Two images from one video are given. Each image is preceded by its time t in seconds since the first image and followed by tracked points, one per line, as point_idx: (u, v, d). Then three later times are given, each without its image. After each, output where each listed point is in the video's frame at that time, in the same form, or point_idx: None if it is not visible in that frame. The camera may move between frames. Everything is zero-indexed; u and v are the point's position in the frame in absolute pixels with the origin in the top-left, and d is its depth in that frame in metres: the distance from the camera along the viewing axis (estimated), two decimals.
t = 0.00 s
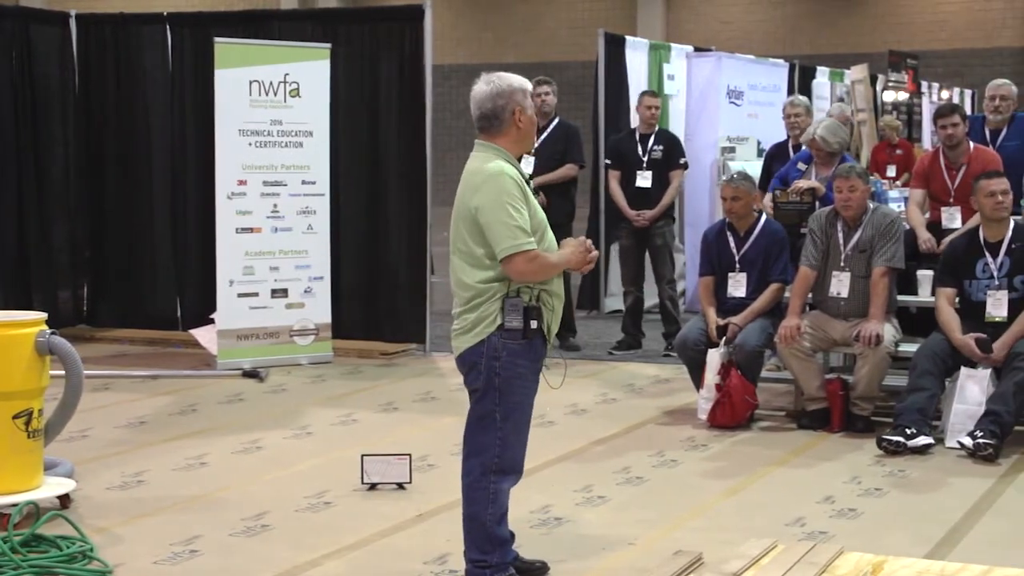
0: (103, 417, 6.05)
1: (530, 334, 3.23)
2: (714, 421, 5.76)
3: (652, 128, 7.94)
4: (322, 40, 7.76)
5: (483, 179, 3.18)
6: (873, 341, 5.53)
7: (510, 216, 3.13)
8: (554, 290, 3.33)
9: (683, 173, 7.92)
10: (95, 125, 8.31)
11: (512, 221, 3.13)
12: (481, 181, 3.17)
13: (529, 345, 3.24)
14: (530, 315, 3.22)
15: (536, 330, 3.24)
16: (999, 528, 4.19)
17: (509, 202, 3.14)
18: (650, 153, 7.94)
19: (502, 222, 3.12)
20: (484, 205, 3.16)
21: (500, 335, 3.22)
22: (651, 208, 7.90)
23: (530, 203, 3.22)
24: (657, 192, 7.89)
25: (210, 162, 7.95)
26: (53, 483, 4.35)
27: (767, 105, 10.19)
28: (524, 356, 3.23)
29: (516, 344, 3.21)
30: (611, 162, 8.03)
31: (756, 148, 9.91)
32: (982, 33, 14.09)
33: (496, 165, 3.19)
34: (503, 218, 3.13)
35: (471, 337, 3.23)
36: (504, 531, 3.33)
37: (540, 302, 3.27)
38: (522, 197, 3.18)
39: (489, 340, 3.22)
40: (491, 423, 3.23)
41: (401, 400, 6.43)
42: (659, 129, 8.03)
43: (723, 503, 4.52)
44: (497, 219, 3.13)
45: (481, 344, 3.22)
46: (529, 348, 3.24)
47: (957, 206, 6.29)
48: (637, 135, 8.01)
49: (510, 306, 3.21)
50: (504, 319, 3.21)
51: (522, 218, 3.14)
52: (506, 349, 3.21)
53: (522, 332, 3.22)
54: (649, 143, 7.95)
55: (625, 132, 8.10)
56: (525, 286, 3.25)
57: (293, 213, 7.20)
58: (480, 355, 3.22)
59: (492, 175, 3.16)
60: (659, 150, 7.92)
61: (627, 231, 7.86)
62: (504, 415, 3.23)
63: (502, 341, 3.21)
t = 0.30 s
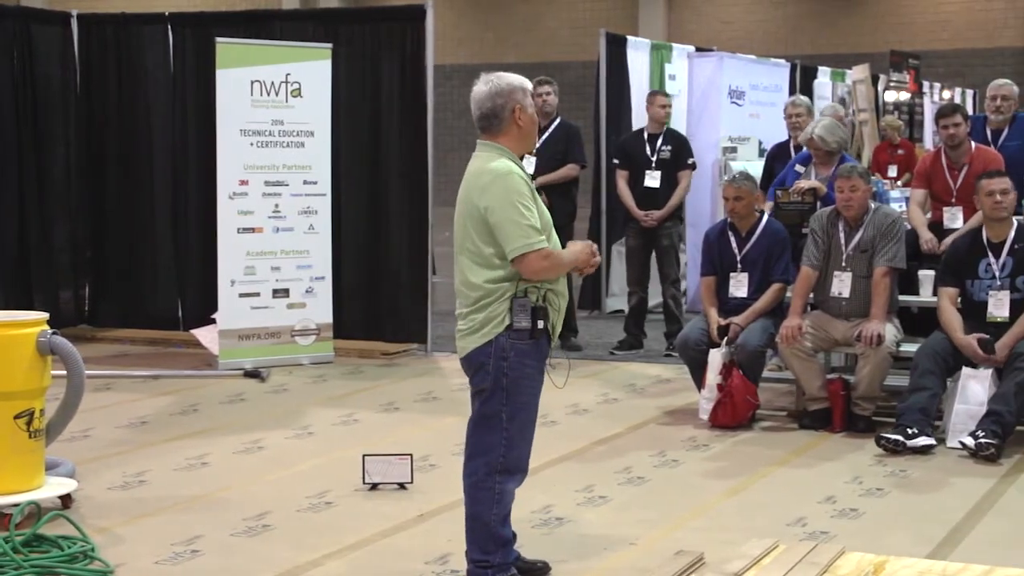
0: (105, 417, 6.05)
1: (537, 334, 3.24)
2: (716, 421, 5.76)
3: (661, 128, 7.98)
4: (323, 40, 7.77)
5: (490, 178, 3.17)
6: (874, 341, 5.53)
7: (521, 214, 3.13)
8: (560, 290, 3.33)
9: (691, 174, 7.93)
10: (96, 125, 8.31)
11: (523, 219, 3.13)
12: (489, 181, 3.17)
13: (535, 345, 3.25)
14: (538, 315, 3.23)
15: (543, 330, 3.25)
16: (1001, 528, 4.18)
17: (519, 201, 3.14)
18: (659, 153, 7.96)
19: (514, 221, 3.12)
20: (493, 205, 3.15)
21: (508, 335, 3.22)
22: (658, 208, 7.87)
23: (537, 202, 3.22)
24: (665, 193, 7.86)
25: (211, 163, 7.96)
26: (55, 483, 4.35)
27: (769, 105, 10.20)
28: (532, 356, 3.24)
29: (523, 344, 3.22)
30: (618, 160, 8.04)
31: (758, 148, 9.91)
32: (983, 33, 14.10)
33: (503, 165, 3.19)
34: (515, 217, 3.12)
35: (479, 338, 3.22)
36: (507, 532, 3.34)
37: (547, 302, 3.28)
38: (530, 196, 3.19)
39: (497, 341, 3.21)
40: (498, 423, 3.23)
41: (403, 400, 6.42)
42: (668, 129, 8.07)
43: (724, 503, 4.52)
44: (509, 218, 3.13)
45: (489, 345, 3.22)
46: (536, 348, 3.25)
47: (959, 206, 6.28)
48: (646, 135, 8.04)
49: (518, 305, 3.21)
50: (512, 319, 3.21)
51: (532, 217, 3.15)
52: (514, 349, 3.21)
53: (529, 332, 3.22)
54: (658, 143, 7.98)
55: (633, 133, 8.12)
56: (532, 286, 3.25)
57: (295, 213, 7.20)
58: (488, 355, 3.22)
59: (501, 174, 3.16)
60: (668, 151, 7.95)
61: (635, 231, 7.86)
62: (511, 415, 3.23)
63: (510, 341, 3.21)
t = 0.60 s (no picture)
0: (106, 417, 6.05)
1: (541, 332, 3.25)
2: (717, 421, 5.76)
3: (669, 128, 7.94)
4: (324, 40, 7.76)
5: (490, 175, 3.17)
6: (875, 341, 5.54)
7: (519, 210, 3.12)
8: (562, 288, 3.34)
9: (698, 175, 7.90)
10: (98, 125, 8.31)
11: (521, 215, 3.12)
12: (488, 178, 3.17)
13: (540, 344, 3.25)
14: (542, 313, 3.23)
15: (547, 328, 3.25)
16: (1002, 528, 4.18)
17: (518, 197, 3.14)
18: (667, 153, 7.92)
19: (512, 216, 3.11)
20: (492, 201, 3.16)
21: (513, 334, 3.22)
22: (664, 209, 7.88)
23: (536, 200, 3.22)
24: (671, 193, 7.87)
25: (213, 163, 7.96)
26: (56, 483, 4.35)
27: (771, 105, 10.21)
28: (537, 355, 3.24)
29: (528, 343, 3.22)
30: (624, 159, 8.02)
31: (759, 148, 9.91)
32: (985, 33, 14.11)
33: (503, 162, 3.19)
34: (513, 212, 3.12)
35: (485, 337, 3.22)
36: (512, 532, 3.34)
37: (549, 300, 3.28)
38: (529, 194, 3.18)
39: (501, 340, 3.21)
40: (505, 422, 3.23)
41: (404, 400, 6.42)
42: (675, 130, 8.02)
43: (725, 503, 4.51)
44: (507, 213, 3.12)
45: (494, 344, 3.22)
46: (540, 347, 3.25)
47: (960, 206, 6.28)
48: (653, 135, 7.99)
49: (522, 304, 3.21)
50: (517, 318, 3.21)
51: (531, 213, 3.14)
52: (519, 348, 3.21)
53: (534, 331, 3.23)
54: (666, 143, 7.93)
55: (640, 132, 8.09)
56: (536, 284, 3.26)
57: (296, 213, 7.20)
58: (494, 354, 3.21)
59: (500, 171, 3.16)
60: (675, 151, 7.90)
61: (640, 231, 7.88)
62: (518, 415, 3.23)
63: (515, 340, 3.21)
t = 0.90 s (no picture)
0: (107, 417, 6.05)
1: (528, 328, 3.24)
2: (718, 421, 5.76)
3: (672, 128, 7.95)
4: (325, 40, 7.76)
5: (479, 170, 3.21)
6: (876, 341, 5.54)
7: (501, 206, 3.14)
8: (551, 290, 3.32)
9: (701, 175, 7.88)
10: (99, 125, 8.31)
11: (502, 211, 3.13)
12: (476, 173, 3.20)
13: (528, 340, 3.24)
14: (528, 309, 3.22)
15: (534, 325, 3.24)
16: (1003, 528, 4.18)
17: (501, 193, 3.15)
18: (670, 152, 7.93)
19: (492, 212, 3.13)
20: (477, 196, 3.18)
21: (499, 329, 3.22)
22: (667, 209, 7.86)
23: (524, 198, 3.21)
24: (674, 193, 7.86)
25: (213, 162, 7.97)
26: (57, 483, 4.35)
27: (772, 105, 10.21)
28: (525, 350, 3.23)
29: (515, 338, 3.22)
30: (629, 160, 8.02)
31: (759, 147, 9.90)
32: (985, 33, 14.13)
33: (495, 159, 3.21)
34: (493, 208, 3.14)
35: (470, 332, 3.25)
36: (514, 529, 3.33)
37: (535, 297, 3.27)
38: (516, 191, 3.18)
39: (487, 336, 3.22)
40: (498, 419, 3.22)
41: (405, 400, 6.42)
42: (680, 130, 8.03)
43: (726, 503, 4.51)
44: (488, 208, 3.15)
45: (480, 340, 3.23)
46: (529, 343, 3.24)
47: (961, 206, 6.28)
48: (656, 135, 8.00)
49: (505, 300, 3.21)
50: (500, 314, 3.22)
51: (513, 210, 3.15)
52: (505, 344, 3.21)
53: (519, 327, 3.22)
54: (669, 143, 7.95)
55: (642, 133, 8.09)
56: (520, 281, 3.25)
57: (297, 213, 7.20)
58: (483, 351, 3.22)
59: (488, 166, 3.19)
60: (678, 151, 7.91)
61: (642, 231, 7.88)
62: (509, 410, 3.22)
63: (501, 335, 3.21)
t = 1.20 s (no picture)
0: (107, 417, 6.05)
1: (485, 325, 3.22)
2: (719, 421, 5.76)
3: (672, 128, 7.95)
4: (325, 40, 7.77)
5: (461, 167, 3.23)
6: (876, 341, 5.54)
7: (467, 204, 3.14)
8: (517, 294, 3.27)
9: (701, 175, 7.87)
10: (99, 125, 8.31)
11: (467, 209, 3.14)
12: (458, 168, 3.23)
13: (485, 335, 3.22)
14: (484, 306, 3.21)
15: (490, 322, 3.22)
16: (1003, 528, 4.18)
17: (471, 191, 3.15)
18: (669, 153, 7.92)
19: (456, 208, 3.15)
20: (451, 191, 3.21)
21: (454, 322, 3.24)
22: (666, 208, 7.86)
23: (500, 199, 3.19)
24: (673, 192, 7.86)
25: (214, 162, 7.97)
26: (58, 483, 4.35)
27: (772, 105, 10.20)
28: (478, 343, 3.21)
29: (467, 331, 3.21)
30: (630, 159, 8.03)
31: (760, 147, 9.90)
32: (986, 33, 14.14)
33: (479, 158, 3.22)
34: (459, 204, 3.15)
35: (430, 322, 3.30)
36: (482, 523, 3.27)
37: (495, 297, 3.24)
38: (490, 191, 3.17)
39: (443, 328, 3.25)
40: (450, 410, 3.22)
41: (405, 400, 6.42)
42: (681, 130, 8.02)
43: (726, 503, 4.52)
44: (455, 204, 3.16)
45: (438, 331, 3.27)
46: (484, 337, 3.22)
47: (961, 206, 6.29)
48: (656, 135, 8.01)
49: (460, 295, 3.23)
50: (456, 306, 3.24)
51: (479, 209, 3.14)
52: (457, 336, 3.22)
53: (472, 321, 3.22)
54: (668, 143, 7.94)
55: (642, 133, 8.10)
56: (482, 278, 3.24)
57: (297, 213, 7.20)
58: (439, 343, 3.25)
59: (469, 164, 3.20)
60: (678, 151, 7.90)
61: (641, 231, 7.87)
62: (461, 401, 3.21)
63: (454, 327, 3.22)
